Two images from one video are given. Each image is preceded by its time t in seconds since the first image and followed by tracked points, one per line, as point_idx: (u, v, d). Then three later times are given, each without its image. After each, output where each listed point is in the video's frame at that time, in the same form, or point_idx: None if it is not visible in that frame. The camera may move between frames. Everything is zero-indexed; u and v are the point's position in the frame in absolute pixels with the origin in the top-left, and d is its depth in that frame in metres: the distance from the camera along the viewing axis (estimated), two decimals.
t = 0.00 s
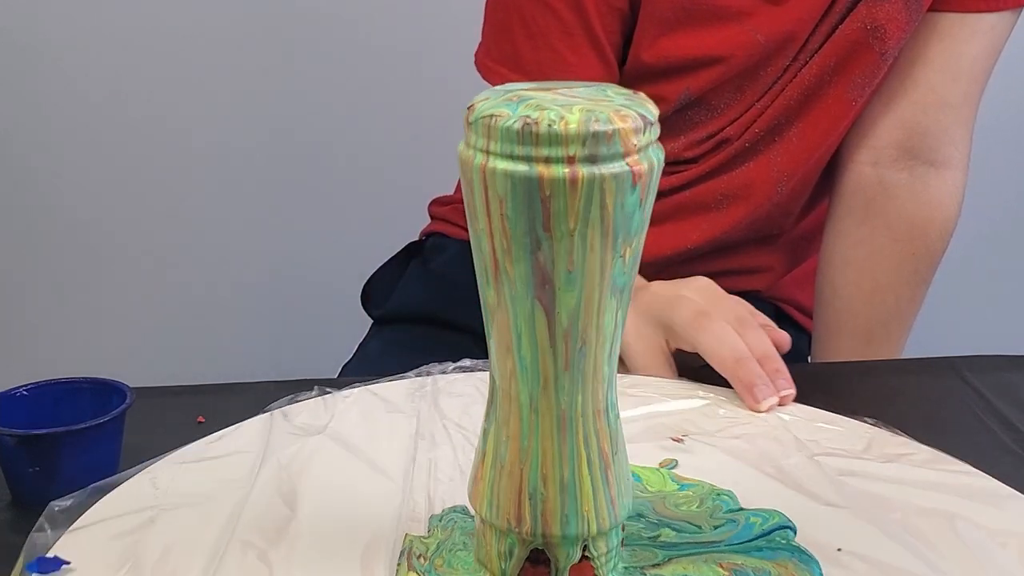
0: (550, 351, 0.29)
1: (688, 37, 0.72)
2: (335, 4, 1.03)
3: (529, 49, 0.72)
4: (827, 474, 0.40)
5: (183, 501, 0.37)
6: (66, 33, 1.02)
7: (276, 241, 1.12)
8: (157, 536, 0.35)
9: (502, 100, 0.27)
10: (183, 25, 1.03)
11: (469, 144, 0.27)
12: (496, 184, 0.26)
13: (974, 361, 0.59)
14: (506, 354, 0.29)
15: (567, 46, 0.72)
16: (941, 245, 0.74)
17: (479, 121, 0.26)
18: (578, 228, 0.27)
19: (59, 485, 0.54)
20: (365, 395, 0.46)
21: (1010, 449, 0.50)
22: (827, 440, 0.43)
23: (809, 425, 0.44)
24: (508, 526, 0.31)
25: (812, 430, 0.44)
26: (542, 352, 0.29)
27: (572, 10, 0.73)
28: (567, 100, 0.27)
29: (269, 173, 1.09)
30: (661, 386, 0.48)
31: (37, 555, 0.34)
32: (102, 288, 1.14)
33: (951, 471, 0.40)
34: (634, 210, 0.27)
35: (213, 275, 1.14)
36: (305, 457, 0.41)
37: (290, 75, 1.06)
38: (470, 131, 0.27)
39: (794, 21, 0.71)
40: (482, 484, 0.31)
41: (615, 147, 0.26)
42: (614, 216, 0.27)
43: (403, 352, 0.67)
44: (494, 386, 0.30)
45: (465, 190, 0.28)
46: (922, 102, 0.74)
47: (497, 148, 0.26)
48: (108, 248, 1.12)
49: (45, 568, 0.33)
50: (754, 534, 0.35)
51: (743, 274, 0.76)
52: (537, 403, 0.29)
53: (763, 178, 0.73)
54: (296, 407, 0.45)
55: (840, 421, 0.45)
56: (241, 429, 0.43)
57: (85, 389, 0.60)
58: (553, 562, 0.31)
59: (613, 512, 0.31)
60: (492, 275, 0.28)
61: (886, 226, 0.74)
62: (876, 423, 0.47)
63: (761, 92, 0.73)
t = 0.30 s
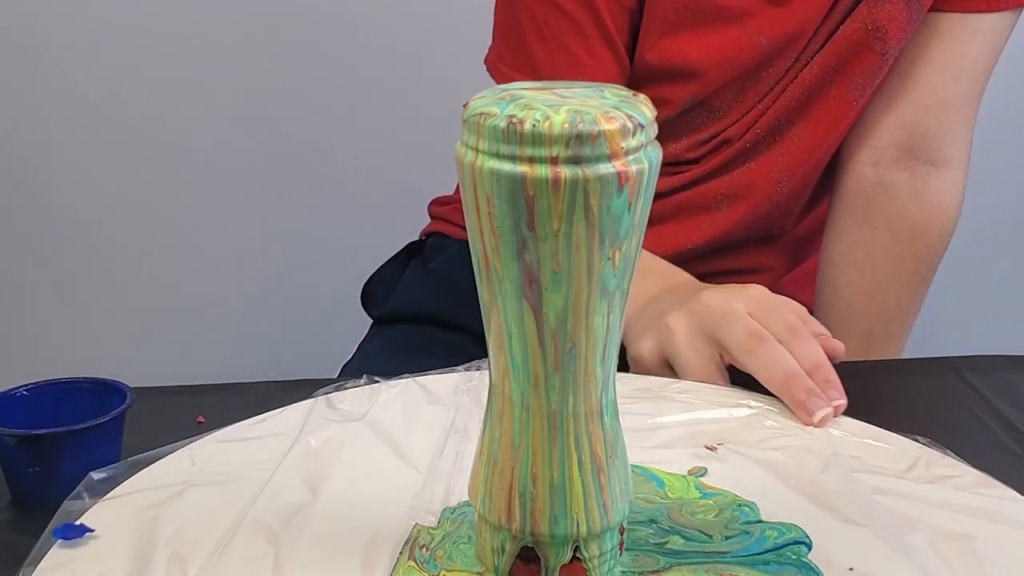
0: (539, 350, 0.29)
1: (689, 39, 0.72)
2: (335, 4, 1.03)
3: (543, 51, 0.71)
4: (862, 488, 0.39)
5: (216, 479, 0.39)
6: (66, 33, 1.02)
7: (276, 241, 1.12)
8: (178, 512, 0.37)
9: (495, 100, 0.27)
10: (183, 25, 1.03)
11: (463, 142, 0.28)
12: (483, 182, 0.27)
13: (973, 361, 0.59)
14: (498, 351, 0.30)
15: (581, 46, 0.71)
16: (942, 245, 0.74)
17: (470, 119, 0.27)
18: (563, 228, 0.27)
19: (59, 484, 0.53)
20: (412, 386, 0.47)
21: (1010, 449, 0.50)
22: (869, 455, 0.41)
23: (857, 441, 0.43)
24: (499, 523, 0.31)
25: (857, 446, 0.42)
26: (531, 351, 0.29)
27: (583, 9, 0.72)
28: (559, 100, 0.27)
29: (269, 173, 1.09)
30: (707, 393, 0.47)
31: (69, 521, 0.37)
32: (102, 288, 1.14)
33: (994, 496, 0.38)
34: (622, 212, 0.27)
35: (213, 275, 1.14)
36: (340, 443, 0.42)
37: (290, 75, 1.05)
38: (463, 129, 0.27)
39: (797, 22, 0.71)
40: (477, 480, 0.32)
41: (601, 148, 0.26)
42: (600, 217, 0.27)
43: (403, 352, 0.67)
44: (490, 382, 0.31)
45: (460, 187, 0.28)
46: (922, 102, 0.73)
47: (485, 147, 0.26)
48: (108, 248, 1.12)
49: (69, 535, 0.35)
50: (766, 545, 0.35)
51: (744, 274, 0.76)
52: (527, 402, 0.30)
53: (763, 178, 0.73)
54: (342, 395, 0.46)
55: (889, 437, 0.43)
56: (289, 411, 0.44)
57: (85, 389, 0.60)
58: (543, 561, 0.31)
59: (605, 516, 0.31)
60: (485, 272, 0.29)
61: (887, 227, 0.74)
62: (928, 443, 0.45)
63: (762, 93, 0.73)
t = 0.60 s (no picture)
0: (530, 349, 0.29)
1: (694, 41, 0.71)
2: (335, 4, 1.03)
3: (557, 53, 0.69)
4: (885, 505, 0.38)
5: (243, 462, 0.41)
6: (65, 33, 1.02)
7: (276, 241, 1.12)
8: (199, 492, 0.39)
9: (490, 99, 0.28)
10: (183, 25, 1.03)
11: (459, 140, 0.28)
12: (473, 181, 0.27)
13: (974, 362, 0.59)
14: (493, 348, 0.30)
15: (597, 47, 0.69)
16: (942, 245, 0.74)
17: (463, 118, 0.27)
18: (550, 228, 0.27)
19: (60, 485, 0.53)
20: (452, 381, 0.49)
21: (1010, 449, 0.50)
22: (903, 472, 0.40)
23: (896, 457, 0.42)
24: (492, 519, 0.32)
25: (893, 463, 0.41)
26: (522, 349, 0.29)
27: (597, 8, 0.70)
28: (552, 100, 0.27)
29: (269, 174, 1.09)
30: (750, 402, 0.47)
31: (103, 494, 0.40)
32: (102, 289, 1.14)
33: None
34: (611, 214, 0.27)
35: (212, 275, 1.14)
36: (370, 434, 0.43)
37: (290, 75, 1.05)
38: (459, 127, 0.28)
39: (801, 24, 0.71)
40: (474, 476, 0.32)
41: (587, 149, 0.26)
42: (586, 218, 0.27)
43: (403, 352, 0.67)
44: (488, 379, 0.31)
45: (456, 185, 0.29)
46: (924, 102, 0.73)
47: (474, 145, 0.27)
48: (109, 248, 1.11)
49: (97, 508, 0.38)
50: (772, 559, 0.35)
51: (744, 273, 0.76)
52: (520, 400, 0.30)
53: (764, 178, 0.73)
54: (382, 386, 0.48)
55: (930, 455, 0.42)
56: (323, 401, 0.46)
57: (85, 390, 0.60)
58: (535, 559, 0.32)
59: (598, 518, 0.31)
60: (479, 270, 0.30)
61: (888, 227, 0.74)
62: (969, 462, 0.44)
63: (766, 94, 0.73)
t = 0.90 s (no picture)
0: (522, 349, 0.29)
1: (701, 43, 0.70)
2: (335, 4, 1.03)
3: (570, 51, 0.68)
4: (903, 523, 0.36)
5: (271, 447, 0.42)
6: (65, 33, 1.02)
7: (276, 240, 1.12)
8: (223, 475, 0.40)
9: (487, 98, 0.28)
10: (182, 25, 1.03)
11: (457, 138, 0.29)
12: (465, 178, 0.28)
13: (974, 362, 0.59)
14: (489, 345, 0.31)
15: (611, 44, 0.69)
16: (943, 245, 0.74)
17: (458, 116, 0.28)
18: (537, 229, 0.27)
19: (59, 484, 0.53)
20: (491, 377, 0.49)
21: (1010, 449, 0.50)
22: (933, 489, 0.39)
23: (930, 475, 0.40)
24: (487, 516, 0.32)
25: (927, 480, 0.40)
26: (515, 348, 0.30)
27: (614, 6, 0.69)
28: (545, 101, 0.27)
29: (269, 173, 1.09)
30: (786, 411, 0.46)
31: (133, 471, 0.41)
32: (102, 288, 1.14)
33: None
34: (600, 216, 0.27)
35: (212, 275, 1.14)
36: (398, 427, 0.44)
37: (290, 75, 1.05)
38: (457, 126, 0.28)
39: (806, 26, 0.71)
40: (472, 473, 0.33)
41: (575, 150, 0.26)
42: (574, 219, 0.27)
43: (403, 352, 0.67)
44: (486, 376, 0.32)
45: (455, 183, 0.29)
46: (926, 103, 0.73)
47: (467, 143, 0.27)
48: (109, 248, 1.12)
49: (126, 486, 0.39)
50: (777, 571, 0.34)
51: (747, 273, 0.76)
52: (514, 399, 0.31)
53: (767, 178, 0.73)
54: (421, 379, 0.49)
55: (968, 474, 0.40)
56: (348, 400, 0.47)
57: (85, 390, 0.60)
58: (527, 558, 0.32)
59: (590, 520, 0.31)
60: (475, 268, 0.30)
61: (889, 227, 0.74)
62: (1008, 482, 0.42)
63: (769, 96, 0.73)
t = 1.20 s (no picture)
0: (518, 348, 0.30)
1: (705, 43, 0.71)
2: (335, 4, 1.03)
3: (576, 53, 0.68)
4: (911, 534, 0.36)
5: (285, 442, 0.43)
6: (64, 33, 1.02)
7: (276, 241, 1.13)
8: (236, 467, 0.41)
9: (485, 97, 0.28)
10: (182, 25, 1.03)
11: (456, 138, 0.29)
12: (462, 177, 0.28)
13: (974, 362, 0.59)
14: (489, 344, 0.31)
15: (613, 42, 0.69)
16: (944, 244, 0.74)
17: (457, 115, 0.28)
18: (531, 228, 0.27)
19: (59, 484, 0.53)
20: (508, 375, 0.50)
21: (1010, 449, 0.50)
22: (948, 498, 0.38)
23: (940, 480, 0.40)
24: (485, 515, 0.32)
25: (937, 484, 0.39)
26: (511, 347, 0.30)
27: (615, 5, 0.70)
28: (542, 100, 0.27)
29: (269, 174, 1.09)
30: (800, 415, 0.45)
31: (147, 463, 0.42)
32: (102, 289, 1.14)
33: None
34: (594, 217, 0.27)
35: (212, 275, 1.14)
36: (410, 424, 0.44)
37: (289, 76, 1.05)
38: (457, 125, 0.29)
39: (806, 27, 0.71)
40: (471, 472, 0.33)
41: (569, 150, 0.26)
42: (568, 219, 0.27)
43: (403, 352, 0.67)
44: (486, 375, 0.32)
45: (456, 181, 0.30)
46: (926, 103, 0.73)
47: (464, 141, 0.27)
48: (110, 249, 1.12)
49: (139, 476, 0.40)
50: None
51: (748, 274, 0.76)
52: (511, 398, 0.31)
53: (768, 178, 0.73)
54: (437, 377, 0.50)
55: (978, 479, 0.39)
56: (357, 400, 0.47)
57: (85, 390, 0.60)
58: (524, 557, 0.32)
59: (586, 521, 0.31)
60: (474, 266, 0.30)
61: (889, 227, 0.74)
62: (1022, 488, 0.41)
63: (770, 98, 0.73)
